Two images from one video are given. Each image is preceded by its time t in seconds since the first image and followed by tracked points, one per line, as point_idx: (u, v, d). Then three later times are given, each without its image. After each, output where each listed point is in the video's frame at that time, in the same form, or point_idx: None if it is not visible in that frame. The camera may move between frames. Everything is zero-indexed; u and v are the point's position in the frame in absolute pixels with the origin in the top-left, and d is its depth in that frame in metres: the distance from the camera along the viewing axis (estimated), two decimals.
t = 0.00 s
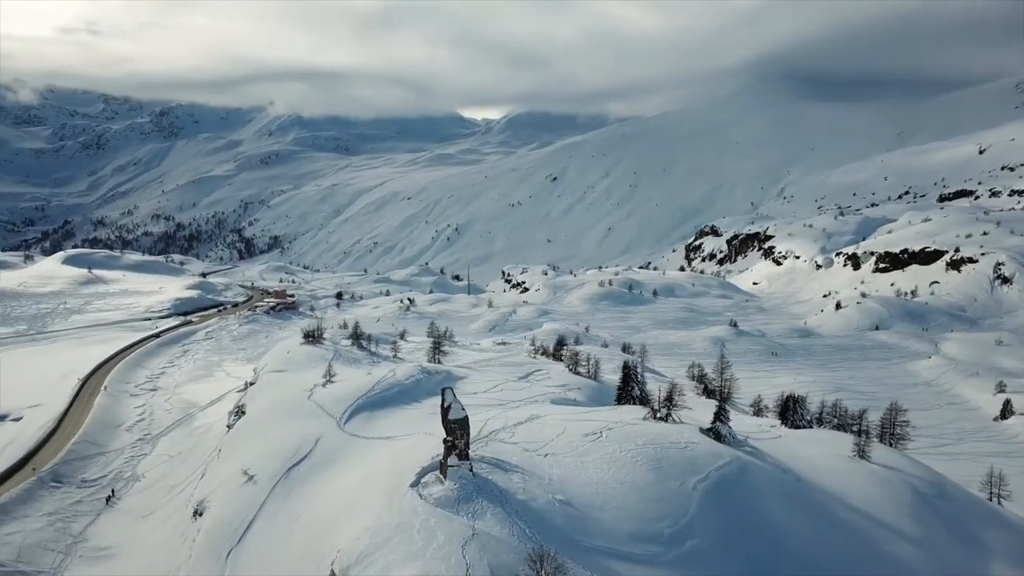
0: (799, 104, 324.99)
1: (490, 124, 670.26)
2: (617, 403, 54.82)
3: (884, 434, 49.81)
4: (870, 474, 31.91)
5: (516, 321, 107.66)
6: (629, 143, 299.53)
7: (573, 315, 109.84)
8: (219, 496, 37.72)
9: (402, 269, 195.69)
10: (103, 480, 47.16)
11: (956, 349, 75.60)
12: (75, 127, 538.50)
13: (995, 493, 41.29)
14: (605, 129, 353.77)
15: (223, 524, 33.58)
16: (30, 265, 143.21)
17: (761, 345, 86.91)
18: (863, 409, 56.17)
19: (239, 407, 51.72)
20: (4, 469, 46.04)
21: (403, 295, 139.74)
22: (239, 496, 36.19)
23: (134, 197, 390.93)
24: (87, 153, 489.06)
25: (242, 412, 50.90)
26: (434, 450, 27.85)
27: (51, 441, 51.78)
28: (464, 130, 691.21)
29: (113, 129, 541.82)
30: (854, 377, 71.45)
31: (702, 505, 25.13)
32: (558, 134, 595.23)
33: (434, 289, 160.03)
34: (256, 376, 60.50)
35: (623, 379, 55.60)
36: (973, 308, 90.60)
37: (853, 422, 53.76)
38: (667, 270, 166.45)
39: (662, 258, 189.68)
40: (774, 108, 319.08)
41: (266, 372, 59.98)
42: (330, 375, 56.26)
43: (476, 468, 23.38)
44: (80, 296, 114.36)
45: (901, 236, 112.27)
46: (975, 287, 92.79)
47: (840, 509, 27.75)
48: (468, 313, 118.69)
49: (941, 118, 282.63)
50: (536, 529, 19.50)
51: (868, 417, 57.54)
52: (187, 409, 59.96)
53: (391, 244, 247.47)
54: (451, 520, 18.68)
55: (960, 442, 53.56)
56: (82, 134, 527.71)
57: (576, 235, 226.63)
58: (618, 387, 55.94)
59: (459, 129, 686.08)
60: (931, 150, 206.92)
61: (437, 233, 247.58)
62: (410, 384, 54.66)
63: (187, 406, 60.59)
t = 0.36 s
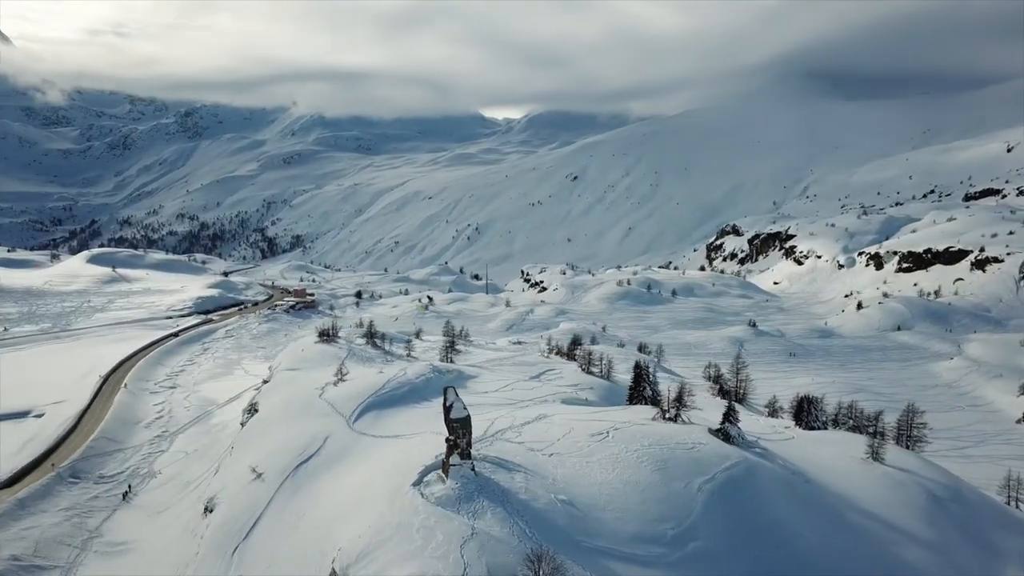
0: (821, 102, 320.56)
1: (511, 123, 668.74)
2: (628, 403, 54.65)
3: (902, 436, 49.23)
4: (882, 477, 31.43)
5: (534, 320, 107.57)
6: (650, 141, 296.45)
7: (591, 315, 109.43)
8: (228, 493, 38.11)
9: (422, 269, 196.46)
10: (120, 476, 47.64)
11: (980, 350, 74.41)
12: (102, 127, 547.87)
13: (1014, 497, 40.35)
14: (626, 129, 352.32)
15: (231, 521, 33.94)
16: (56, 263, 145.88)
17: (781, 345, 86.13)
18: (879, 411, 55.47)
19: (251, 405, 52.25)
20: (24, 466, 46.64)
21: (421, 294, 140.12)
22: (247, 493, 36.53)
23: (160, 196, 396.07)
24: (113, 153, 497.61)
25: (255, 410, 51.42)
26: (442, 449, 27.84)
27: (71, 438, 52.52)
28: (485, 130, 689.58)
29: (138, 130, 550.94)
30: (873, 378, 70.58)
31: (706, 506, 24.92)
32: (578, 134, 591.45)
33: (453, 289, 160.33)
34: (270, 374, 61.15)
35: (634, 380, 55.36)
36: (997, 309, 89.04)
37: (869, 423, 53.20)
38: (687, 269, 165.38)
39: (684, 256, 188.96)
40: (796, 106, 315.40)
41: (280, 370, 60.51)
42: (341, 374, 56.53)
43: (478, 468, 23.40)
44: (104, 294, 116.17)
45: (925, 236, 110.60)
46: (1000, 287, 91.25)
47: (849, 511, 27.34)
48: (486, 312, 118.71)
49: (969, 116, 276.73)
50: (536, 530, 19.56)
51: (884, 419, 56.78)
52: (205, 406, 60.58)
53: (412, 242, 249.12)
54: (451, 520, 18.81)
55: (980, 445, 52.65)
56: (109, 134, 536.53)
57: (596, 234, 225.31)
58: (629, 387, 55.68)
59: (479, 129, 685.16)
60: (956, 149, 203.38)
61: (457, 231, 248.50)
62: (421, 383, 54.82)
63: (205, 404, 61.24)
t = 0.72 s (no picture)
0: (843, 99, 315.92)
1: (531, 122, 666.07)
2: (639, 402, 54.36)
3: (919, 438, 48.52)
4: (894, 479, 30.99)
5: (551, 319, 107.30)
6: (672, 141, 293.08)
7: (609, 315, 108.84)
8: (236, 489, 38.52)
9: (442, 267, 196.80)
10: (136, 472, 48.08)
11: (1005, 351, 73.22)
12: (129, 128, 556.41)
13: None
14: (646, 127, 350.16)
15: (238, 517, 34.28)
16: (81, 261, 148.04)
17: (801, 345, 85.26)
18: (894, 413, 54.67)
19: (263, 402, 52.75)
20: (43, 461, 47.26)
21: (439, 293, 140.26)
22: (255, 489, 36.89)
23: (187, 195, 397.89)
24: (139, 153, 504.32)
25: (267, 407, 51.86)
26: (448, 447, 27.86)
27: (91, 434, 53.16)
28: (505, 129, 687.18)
29: (163, 130, 558.20)
30: (892, 379, 69.58)
31: (710, 506, 24.76)
32: (599, 132, 586.20)
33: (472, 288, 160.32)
34: (284, 372, 61.91)
35: (645, 379, 55.05)
36: None
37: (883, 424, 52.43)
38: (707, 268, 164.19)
39: (706, 255, 187.77)
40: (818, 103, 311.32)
41: (294, 368, 60.99)
42: (352, 372, 56.69)
43: (479, 466, 23.51)
44: (127, 292, 117.66)
45: (950, 234, 108.84)
46: None
47: (856, 513, 26.95)
48: (503, 311, 118.55)
49: (997, 114, 270.96)
50: (534, 530, 19.68)
51: (900, 420, 55.98)
52: (223, 403, 61.07)
53: (433, 241, 250.34)
54: (449, 520, 19.08)
55: (1001, 448, 51.74)
56: (135, 134, 544.04)
57: (616, 233, 223.91)
58: (641, 387, 55.35)
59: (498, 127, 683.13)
60: (982, 147, 199.74)
61: (478, 230, 248.98)
62: (431, 381, 54.88)
63: (222, 401, 61.72)
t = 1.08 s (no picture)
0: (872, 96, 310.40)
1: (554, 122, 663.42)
2: (652, 403, 53.98)
3: (938, 440, 47.62)
4: (908, 483, 30.48)
5: (571, 318, 107.07)
6: (696, 138, 288.35)
7: (629, 315, 108.18)
8: (246, 486, 38.97)
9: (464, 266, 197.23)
10: (155, 468, 48.80)
11: None
12: (157, 128, 566.28)
13: None
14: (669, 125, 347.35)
15: (248, 513, 34.60)
16: (109, 260, 150.37)
17: (823, 346, 84.25)
18: (913, 415, 53.70)
19: (278, 400, 53.28)
20: (66, 456, 48.21)
21: (459, 292, 140.50)
22: (264, 486, 37.28)
23: (212, 194, 402.24)
24: (167, 154, 511.90)
25: (282, 404, 52.40)
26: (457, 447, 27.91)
27: (113, 429, 54.06)
28: (528, 127, 684.50)
29: (191, 130, 564.90)
30: (914, 380, 68.62)
31: (715, 509, 24.51)
32: (622, 131, 580.26)
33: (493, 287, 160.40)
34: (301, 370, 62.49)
35: (659, 380, 54.67)
36: None
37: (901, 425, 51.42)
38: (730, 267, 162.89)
39: (730, 254, 186.14)
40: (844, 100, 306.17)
41: (310, 366, 61.53)
42: (365, 371, 57.07)
43: (482, 466, 23.64)
44: (152, 291, 119.43)
45: (979, 233, 106.79)
46: None
47: (867, 516, 26.53)
48: (523, 310, 118.46)
49: None
50: (534, 530, 19.81)
51: (918, 421, 55.08)
52: (242, 401, 61.81)
53: (456, 241, 251.33)
54: (449, 518, 19.35)
55: None
56: (164, 134, 552.35)
57: (639, 232, 222.46)
58: (654, 387, 54.91)
59: (521, 126, 681.10)
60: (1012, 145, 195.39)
61: (500, 230, 249.20)
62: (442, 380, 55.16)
63: (242, 398, 62.44)
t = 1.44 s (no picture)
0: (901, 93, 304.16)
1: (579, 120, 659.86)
2: (668, 403, 53.54)
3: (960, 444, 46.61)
4: (927, 486, 29.88)
5: (592, 317, 106.73)
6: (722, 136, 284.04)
7: (650, 314, 107.49)
8: (258, 483, 39.44)
9: (487, 265, 197.47)
10: (175, 464, 49.45)
11: None
12: (186, 129, 576.41)
13: None
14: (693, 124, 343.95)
15: (259, 509, 34.99)
16: (137, 258, 153.11)
17: (847, 347, 82.96)
18: (935, 416, 52.57)
19: (293, 397, 53.70)
20: (89, 450, 48.98)
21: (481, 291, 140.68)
22: (276, 482, 37.66)
23: (241, 194, 404.23)
24: (196, 153, 520.01)
25: (297, 402, 52.84)
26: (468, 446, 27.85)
27: (136, 424, 54.89)
28: (552, 126, 681.78)
29: (220, 130, 571.48)
30: (941, 382, 67.32)
31: (722, 509, 24.34)
32: (647, 129, 573.58)
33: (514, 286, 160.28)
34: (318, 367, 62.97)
35: (674, 379, 54.06)
36: None
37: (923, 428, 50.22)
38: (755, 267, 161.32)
39: (755, 254, 184.14)
40: (871, 97, 300.74)
41: (326, 364, 62.02)
42: (380, 368, 57.43)
43: (486, 465, 23.70)
44: (179, 288, 121.33)
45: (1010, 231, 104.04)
46: None
47: (879, 519, 26.11)
48: (545, 309, 118.23)
49: None
50: (536, 529, 19.85)
51: (941, 424, 54.10)
52: (263, 398, 62.50)
53: (480, 240, 251.70)
54: (451, 517, 19.47)
55: None
56: (194, 134, 561.45)
57: (664, 231, 220.77)
58: (669, 387, 54.41)
59: (545, 125, 678.32)
60: None
61: (524, 229, 248.93)
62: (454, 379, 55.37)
63: (263, 396, 63.12)
